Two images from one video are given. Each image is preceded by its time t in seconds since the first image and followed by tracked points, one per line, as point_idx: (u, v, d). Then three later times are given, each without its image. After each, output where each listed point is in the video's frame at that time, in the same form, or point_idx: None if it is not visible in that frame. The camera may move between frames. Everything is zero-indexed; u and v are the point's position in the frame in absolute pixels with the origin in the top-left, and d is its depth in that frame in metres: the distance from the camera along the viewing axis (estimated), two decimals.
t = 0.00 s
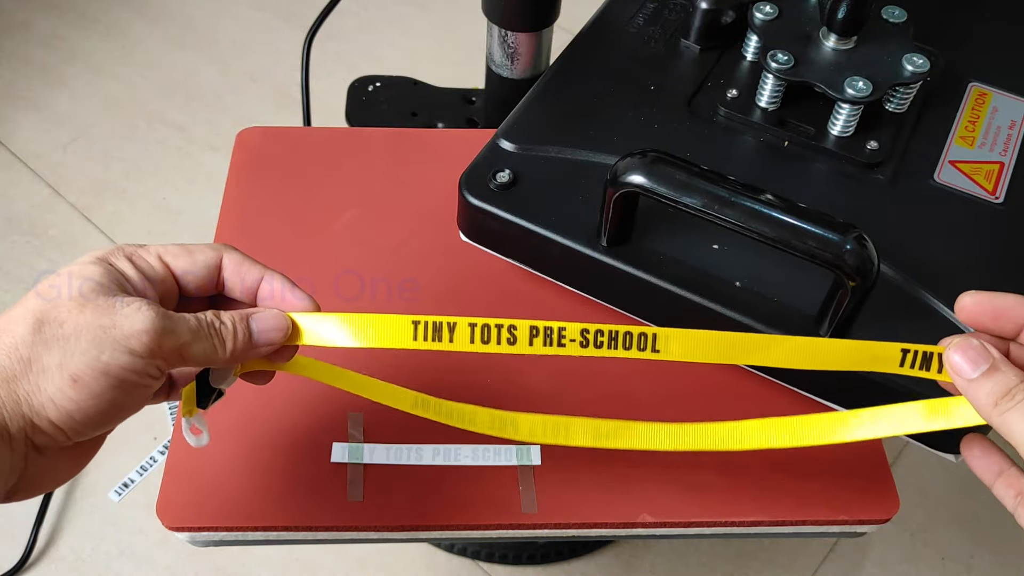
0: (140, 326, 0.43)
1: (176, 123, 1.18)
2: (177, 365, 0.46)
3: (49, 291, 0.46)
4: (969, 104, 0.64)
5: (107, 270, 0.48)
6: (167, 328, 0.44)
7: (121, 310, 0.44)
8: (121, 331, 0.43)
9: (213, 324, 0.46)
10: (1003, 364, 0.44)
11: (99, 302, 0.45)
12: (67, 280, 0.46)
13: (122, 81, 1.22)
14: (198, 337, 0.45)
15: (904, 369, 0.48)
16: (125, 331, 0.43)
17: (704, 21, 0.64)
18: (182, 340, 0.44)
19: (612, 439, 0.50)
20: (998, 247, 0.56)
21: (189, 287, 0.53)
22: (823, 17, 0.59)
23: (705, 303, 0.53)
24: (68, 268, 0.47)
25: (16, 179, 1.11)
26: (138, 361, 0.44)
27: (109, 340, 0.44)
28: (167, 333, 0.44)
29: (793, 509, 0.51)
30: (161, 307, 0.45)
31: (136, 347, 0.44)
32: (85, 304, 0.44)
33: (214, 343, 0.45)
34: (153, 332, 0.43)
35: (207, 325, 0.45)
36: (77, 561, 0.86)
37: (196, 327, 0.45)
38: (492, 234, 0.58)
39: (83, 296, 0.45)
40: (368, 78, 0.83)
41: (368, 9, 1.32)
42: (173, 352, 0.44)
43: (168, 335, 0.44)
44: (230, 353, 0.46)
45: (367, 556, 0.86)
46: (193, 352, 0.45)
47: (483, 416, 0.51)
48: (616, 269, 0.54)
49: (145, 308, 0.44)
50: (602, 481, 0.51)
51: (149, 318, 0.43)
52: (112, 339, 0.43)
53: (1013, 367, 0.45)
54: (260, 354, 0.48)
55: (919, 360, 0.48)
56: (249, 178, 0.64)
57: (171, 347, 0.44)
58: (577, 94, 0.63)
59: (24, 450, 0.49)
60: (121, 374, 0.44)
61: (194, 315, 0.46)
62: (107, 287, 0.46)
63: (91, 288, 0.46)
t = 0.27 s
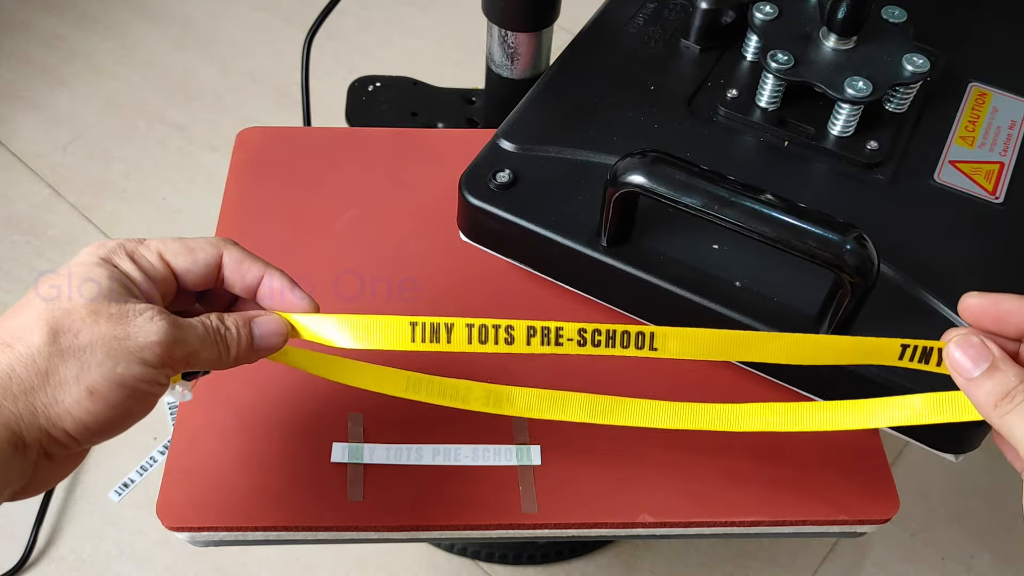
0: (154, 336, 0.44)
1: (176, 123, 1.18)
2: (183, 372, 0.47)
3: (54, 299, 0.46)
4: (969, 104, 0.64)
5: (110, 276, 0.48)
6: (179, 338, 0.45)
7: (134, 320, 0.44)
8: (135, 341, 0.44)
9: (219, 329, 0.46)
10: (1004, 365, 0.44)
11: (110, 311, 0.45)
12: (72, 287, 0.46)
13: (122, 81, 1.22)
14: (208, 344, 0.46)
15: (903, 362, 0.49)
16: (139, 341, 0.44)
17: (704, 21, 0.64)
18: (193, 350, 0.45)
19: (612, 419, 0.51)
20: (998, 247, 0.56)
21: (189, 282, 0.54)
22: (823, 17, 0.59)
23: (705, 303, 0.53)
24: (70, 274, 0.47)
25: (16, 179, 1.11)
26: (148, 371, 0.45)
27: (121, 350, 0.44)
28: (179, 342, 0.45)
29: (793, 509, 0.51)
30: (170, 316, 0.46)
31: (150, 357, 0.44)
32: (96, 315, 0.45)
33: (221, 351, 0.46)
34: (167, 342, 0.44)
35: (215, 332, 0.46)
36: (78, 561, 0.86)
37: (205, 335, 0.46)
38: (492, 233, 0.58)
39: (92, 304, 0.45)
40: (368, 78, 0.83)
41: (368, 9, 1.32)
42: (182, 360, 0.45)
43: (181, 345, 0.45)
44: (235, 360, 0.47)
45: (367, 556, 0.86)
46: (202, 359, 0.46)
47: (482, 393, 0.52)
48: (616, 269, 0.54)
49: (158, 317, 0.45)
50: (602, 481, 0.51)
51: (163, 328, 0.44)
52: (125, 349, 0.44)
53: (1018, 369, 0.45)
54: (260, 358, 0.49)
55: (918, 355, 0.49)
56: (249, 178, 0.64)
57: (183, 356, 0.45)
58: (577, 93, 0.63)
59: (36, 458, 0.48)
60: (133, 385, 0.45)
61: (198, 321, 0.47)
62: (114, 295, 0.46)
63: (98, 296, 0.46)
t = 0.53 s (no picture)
0: (153, 333, 0.43)
1: (176, 123, 1.18)
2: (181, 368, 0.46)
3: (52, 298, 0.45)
4: (969, 104, 0.64)
5: (109, 274, 0.47)
6: (179, 335, 0.44)
7: (133, 316, 0.44)
8: (134, 338, 0.43)
9: (218, 325, 0.46)
10: (1009, 374, 0.44)
11: (107, 308, 0.44)
12: (70, 285, 0.46)
13: (122, 81, 1.22)
14: (207, 340, 0.46)
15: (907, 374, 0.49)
16: (138, 339, 0.43)
17: (704, 21, 0.64)
18: (192, 345, 0.45)
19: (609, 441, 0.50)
20: (998, 247, 0.56)
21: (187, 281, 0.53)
22: (823, 17, 0.59)
23: (706, 303, 0.53)
24: (69, 272, 0.47)
25: (16, 179, 1.11)
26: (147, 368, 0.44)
27: (120, 347, 0.43)
28: (178, 338, 0.44)
29: (793, 509, 0.51)
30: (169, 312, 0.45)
31: (150, 355, 0.44)
32: (94, 313, 0.44)
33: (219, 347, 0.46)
34: (166, 339, 0.44)
35: (213, 328, 0.46)
36: (78, 561, 0.86)
37: (203, 331, 0.46)
38: (492, 234, 0.58)
39: (90, 302, 0.45)
40: (368, 78, 0.83)
41: (368, 9, 1.32)
42: (181, 356, 0.45)
43: (180, 342, 0.44)
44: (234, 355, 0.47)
45: (367, 556, 0.86)
46: (201, 355, 0.46)
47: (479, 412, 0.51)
48: (616, 268, 0.54)
49: (156, 314, 0.44)
50: (602, 481, 0.51)
51: (163, 326, 0.44)
52: (124, 346, 0.43)
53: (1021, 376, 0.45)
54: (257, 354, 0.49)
55: (921, 367, 0.48)
56: (249, 178, 0.64)
57: (182, 353, 0.45)
58: (577, 93, 0.63)
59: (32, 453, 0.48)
60: (133, 382, 0.44)
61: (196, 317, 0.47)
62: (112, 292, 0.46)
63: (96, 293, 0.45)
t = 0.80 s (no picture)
0: (127, 314, 0.43)
1: (176, 123, 1.18)
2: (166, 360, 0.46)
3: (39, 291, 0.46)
4: (969, 104, 0.64)
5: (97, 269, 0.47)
6: (153, 316, 0.43)
7: (108, 300, 0.43)
8: (109, 319, 0.43)
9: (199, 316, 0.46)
10: None
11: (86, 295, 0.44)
12: (56, 279, 0.46)
13: (122, 81, 1.22)
14: (185, 325, 0.45)
15: (918, 385, 0.48)
16: (111, 319, 0.43)
17: (704, 21, 0.64)
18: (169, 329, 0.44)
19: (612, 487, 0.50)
20: (998, 247, 0.56)
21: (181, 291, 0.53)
22: (823, 18, 0.59)
23: (706, 303, 0.53)
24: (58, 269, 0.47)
25: (16, 179, 1.11)
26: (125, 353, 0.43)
27: (95, 328, 0.43)
28: (155, 321, 0.43)
29: (793, 509, 0.51)
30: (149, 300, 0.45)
31: (124, 335, 0.43)
32: (72, 299, 0.44)
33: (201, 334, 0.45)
34: (141, 320, 0.43)
35: (192, 317, 0.45)
36: (78, 561, 0.86)
37: (182, 317, 0.45)
38: (492, 233, 0.58)
39: (72, 291, 0.45)
40: (368, 78, 0.83)
41: (368, 9, 1.32)
42: (161, 342, 0.44)
43: (157, 324, 0.43)
44: (217, 345, 0.46)
45: (367, 556, 0.86)
46: (182, 341, 0.45)
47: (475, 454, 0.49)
48: (616, 268, 0.54)
49: (129, 296, 0.43)
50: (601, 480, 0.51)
51: (136, 306, 0.43)
52: (99, 328, 0.43)
53: None
54: (245, 346, 0.48)
55: (930, 374, 0.48)
56: (248, 178, 0.64)
57: (159, 335, 0.44)
58: (577, 93, 0.63)
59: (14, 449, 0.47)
60: (112, 365, 0.44)
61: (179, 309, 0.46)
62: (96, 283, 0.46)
63: (79, 284, 0.45)
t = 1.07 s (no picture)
0: (132, 329, 0.43)
1: (176, 123, 1.18)
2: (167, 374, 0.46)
3: (40, 305, 0.46)
4: (969, 104, 0.64)
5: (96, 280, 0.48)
6: (158, 329, 0.44)
7: (114, 314, 0.44)
8: (115, 335, 0.43)
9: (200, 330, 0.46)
10: None
11: (90, 309, 0.45)
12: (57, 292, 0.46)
13: (122, 81, 1.22)
14: (188, 338, 0.45)
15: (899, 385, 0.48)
16: (118, 332, 0.43)
17: (704, 21, 0.64)
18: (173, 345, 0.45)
19: (614, 429, 0.50)
20: (998, 247, 0.56)
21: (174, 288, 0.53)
22: (823, 18, 0.59)
23: (706, 303, 0.53)
24: (57, 282, 0.47)
25: (16, 179, 1.11)
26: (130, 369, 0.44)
27: (101, 344, 0.43)
28: (159, 336, 0.44)
29: (793, 509, 0.51)
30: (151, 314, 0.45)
31: (131, 349, 0.43)
32: (77, 312, 0.45)
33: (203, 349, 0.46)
34: (146, 335, 0.43)
35: (194, 331, 0.46)
36: (78, 562, 0.86)
37: (185, 332, 0.45)
38: (492, 233, 0.58)
39: (75, 304, 0.45)
40: (368, 78, 0.83)
41: (368, 9, 1.32)
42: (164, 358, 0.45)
43: (161, 339, 0.44)
44: (217, 360, 0.47)
45: (367, 556, 0.86)
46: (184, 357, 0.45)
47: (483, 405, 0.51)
48: (616, 268, 0.54)
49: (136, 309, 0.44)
50: (602, 480, 0.51)
51: (141, 321, 0.44)
52: (105, 344, 0.43)
53: None
54: (243, 359, 0.48)
55: (912, 375, 0.48)
56: (249, 178, 0.64)
57: (164, 349, 0.44)
58: (576, 93, 0.63)
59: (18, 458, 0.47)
60: (116, 379, 0.44)
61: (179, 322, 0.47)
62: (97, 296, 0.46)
63: (81, 297, 0.46)
